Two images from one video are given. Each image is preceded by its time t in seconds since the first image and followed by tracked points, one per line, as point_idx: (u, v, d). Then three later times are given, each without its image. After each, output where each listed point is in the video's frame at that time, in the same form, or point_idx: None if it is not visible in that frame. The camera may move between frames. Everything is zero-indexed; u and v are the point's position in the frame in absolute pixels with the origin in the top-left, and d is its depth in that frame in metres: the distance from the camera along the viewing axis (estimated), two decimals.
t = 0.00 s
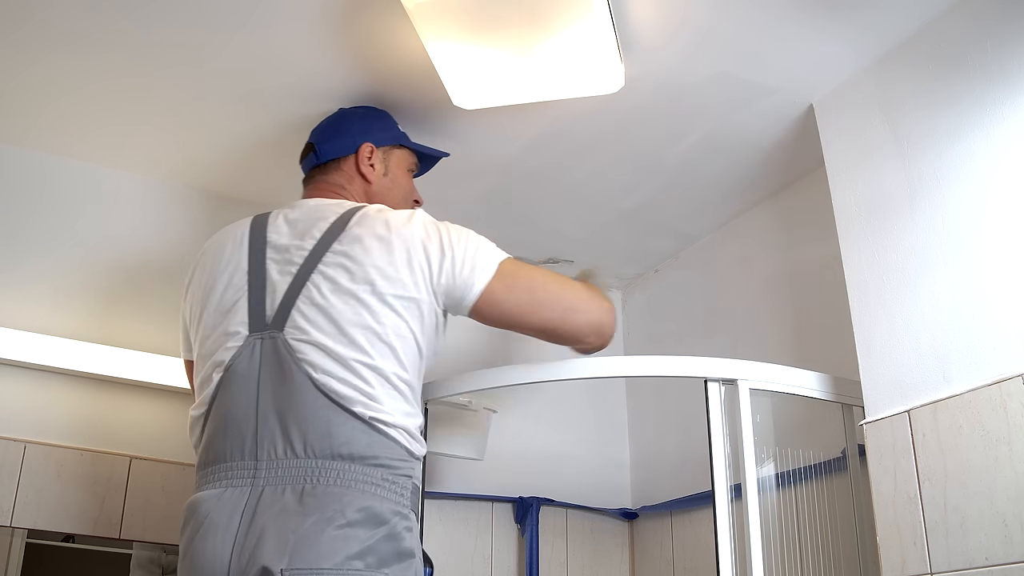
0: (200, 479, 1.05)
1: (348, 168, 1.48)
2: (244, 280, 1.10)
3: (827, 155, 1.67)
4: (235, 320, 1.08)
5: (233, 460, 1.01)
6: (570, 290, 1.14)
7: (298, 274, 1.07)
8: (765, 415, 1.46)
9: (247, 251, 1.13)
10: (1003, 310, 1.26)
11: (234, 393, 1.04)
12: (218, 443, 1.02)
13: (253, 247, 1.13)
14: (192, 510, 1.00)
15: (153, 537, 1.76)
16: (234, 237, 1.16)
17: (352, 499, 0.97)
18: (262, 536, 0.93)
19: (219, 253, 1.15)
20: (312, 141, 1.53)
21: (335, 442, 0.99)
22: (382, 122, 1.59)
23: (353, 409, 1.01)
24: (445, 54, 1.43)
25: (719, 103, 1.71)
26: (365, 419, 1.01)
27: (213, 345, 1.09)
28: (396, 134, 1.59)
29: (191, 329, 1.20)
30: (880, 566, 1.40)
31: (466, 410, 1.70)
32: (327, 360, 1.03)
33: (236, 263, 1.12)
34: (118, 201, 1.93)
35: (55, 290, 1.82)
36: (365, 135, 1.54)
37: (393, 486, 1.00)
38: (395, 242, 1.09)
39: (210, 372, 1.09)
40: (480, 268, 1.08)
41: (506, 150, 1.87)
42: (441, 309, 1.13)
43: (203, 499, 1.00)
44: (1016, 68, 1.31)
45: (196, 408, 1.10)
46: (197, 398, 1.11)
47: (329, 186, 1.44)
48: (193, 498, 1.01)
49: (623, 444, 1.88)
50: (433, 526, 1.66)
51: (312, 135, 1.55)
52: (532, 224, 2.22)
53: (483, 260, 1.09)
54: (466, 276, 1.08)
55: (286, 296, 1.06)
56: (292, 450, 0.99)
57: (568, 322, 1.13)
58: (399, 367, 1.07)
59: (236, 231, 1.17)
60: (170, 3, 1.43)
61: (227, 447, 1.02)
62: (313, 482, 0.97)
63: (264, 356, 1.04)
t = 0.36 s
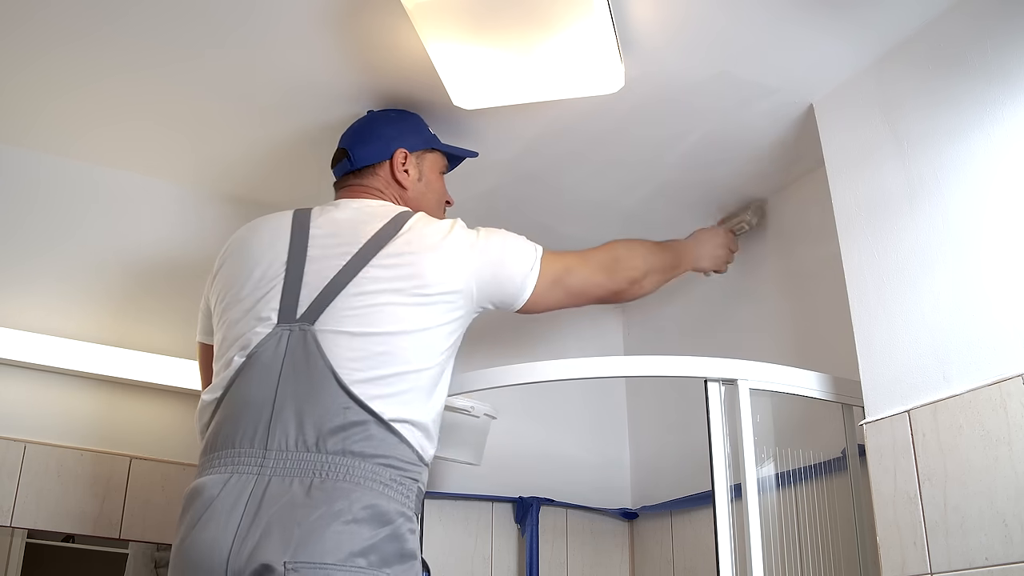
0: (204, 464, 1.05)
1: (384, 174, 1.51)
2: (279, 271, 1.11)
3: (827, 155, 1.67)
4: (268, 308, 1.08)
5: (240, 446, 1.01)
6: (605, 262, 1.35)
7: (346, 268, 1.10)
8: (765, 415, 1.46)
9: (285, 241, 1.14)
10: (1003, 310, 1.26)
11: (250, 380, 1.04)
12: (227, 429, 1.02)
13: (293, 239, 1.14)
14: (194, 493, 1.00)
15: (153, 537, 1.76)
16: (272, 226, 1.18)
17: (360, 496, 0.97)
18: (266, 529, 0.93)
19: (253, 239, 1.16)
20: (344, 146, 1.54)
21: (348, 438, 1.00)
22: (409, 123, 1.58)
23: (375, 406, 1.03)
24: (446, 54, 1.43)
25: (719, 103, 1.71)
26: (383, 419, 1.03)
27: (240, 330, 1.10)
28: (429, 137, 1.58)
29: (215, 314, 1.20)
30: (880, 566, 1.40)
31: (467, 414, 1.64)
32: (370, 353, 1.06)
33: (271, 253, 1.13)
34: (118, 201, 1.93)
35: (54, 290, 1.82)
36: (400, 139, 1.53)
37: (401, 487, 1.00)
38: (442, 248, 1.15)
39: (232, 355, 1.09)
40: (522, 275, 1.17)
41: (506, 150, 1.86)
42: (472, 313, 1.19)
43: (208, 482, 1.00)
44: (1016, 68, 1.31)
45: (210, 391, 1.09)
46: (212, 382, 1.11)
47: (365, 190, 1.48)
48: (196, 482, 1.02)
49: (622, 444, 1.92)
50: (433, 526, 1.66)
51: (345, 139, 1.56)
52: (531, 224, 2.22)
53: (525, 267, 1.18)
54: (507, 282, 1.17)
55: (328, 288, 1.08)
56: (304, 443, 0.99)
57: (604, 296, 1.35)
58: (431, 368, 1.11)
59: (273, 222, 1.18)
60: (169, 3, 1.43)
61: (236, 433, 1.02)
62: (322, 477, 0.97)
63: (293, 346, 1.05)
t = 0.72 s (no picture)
0: (213, 477, 1.05)
1: (357, 170, 1.49)
2: (262, 278, 1.11)
3: (827, 155, 1.67)
4: (257, 317, 1.08)
5: (249, 457, 1.01)
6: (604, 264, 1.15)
7: (320, 271, 1.08)
8: (765, 415, 1.46)
9: (265, 249, 1.14)
10: (1003, 310, 1.26)
11: (251, 390, 1.04)
12: (234, 442, 1.03)
13: (273, 245, 1.14)
14: (206, 508, 1.01)
15: (153, 537, 1.76)
16: (251, 235, 1.18)
17: (369, 498, 0.97)
18: (279, 536, 0.93)
19: (234, 251, 1.16)
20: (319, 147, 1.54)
21: (354, 441, 1.00)
22: (385, 126, 1.61)
23: (373, 408, 1.02)
24: (446, 54, 1.43)
25: (719, 103, 1.71)
26: (387, 419, 1.02)
27: (231, 343, 1.10)
28: (400, 136, 1.61)
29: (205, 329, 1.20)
30: (879, 566, 1.40)
31: (466, 410, 1.62)
32: (350, 356, 1.04)
33: (253, 264, 1.13)
34: (118, 201, 1.92)
35: (54, 290, 1.81)
36: (373, 136, 1.56)
37: (411, 486, 1.00)
38: (416, 239, 1.10)
39: (225, 370, 1.09)
40: (504, 261, 1.09)
41: (506, 150, 1.86)
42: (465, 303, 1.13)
43: (219, 495, 1.00)
44: (1016, 68, 1.31)
45: (210, 404, 1.10)
46: (211, 395, 1.11)
47: (340, 186, 1.45)
48: (207, 496, 1.02)
49: (622, 443, 1.90)
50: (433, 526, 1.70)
51: (318, 142, 1.57)
52: (531, 224, 2.22)
53: (507, 253, 1.10)
54: (487, 272, 1.09)
55: (308, 293, 1.08)
56: (310, 449, 0.99)
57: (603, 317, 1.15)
58: (421, 365, 1.07)
59: (251, 230, 1.18)
60: (169, 3, 1.43)
61: (242, 445, 1.02)
62: (331, 481, 0.97)
63: (284, 353, 1.05)
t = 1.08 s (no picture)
0: (208, 481, 1.06)
1: (349, 165, 1.51)
2: (248, 283, 1.12)
3: (827, 155, 1.67)
4: (243, 322, 1.09)
5: (240, 462, 1.02)
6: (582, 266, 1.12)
7: (299, 275, 1.09)
8: (765, 415, 1.46)
9: (251, 254, 1.15)
10: (1003, 310, 1.26)
11: (241, 395, 1.05)
12: (225, 446, 1.03)
13: (258, 250, 1.15)
14: (198, 513, 1.01)
15: (153, 536, 1.76)
16: (238, 240, 1.19)
17: (357, 500, 0.97)
18: (267, 539, 0.93)
19: (225, 257, 1.18)
20: (310, 144, 1.55)
21: (341, 443, 0.99)
22: (375, 122, 1.62)
23: (360, 410, 1.01)
24: (446, 54, 1.43)
25: (719, 103, 1.71)
26: (372, 421, 1.01)
27: (220, 348, 1.11)
28: (390, 131, 1.62)
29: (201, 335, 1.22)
30: (880, 566, 1.40)
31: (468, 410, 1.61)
32: (329, 359, 1.04)
33: (240, 269, 1.14)
34: (118, 201, 1.93)
35: (54, 290, 1.82)
36: (363, 132, 1.57)
37: (400, 487, 1.00)
38: (391, 238, 1.09)
39: (215, 376, 1.10)
40: (475, 255, 1.07)
41: (506, 150, 1.86)
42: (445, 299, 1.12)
43: (211, 500, 1.01)
44: (1016, 68, 1.31)
45: (205, 409, 1.11)
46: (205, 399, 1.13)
47: (331, 183, 1.47)
48: (199, 501, 1.03)
49: (623, 443, 1.91)
50: (432, 525, 1.71)
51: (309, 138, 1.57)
52: (531, 224, 2.22)
53: (479, 248, 1.07)
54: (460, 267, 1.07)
55: (289, 297, 1.08)
56: (298, 452, 1.00)
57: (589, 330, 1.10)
58: (404, 365, 1.06)
59: (240, 235, 1.19)
60: (169, 4, 1.43)
61: (233, 449, 1.03)
62: (318, 484, 0.97)
63: (269, 357, 1.06)
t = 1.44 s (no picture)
0: (206, 474, 1.05)
1: (361, 171, 1.51)
2: (264, 276, 1.11)
3: (827, 155, 1.67)
4: (257, 315, 1.08)
5: (244, 456, 1.01)
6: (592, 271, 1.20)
7: (323, 274, 1.08)
8: (765, 415, 1.46)
9: (269, 248, 1.14)
10: (1003, 309, 1.26)
11: (248, 388, 1.04)
12: (228, 438, 1.03)
13: (276, 245, 1.14)
14: (198, 504, 1.01)
15: (153, 536, 1.76)
16: (254, 237, 1.17)
17: (363, 500, 0.98)
18: (273, 536, 0.93)
19: (240, 248, 1.17)
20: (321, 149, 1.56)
21: (350, 442, 1.00)
22: (384, 126, 1.63)
23: (372, 412, 1.02)
24: (446, 54, 1.43)
25: (719, 103, 1.71)
26: (382, 422, 1.02)
27: (231, 339, 1.10)
28: (400, 138, 1.63)
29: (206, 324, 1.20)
30: (879, 566, 1.39)
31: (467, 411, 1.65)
32: (350, 360, 1.04)
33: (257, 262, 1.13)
34: (117, 201, 1.93)
35: (53, 290, 1.82)
36: (374, 137, 1.57)
37: (405, 488, 1.01)
38: (422, 245, 1.10)
39: (225, 367, 1.09)
40: (508, 273, 1.11)
41: (506, 150, 1.86)
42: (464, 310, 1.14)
43: (211, 492, 1.00)
44: (1016, 68, 1.31)
45: (207, 401, 1.09)
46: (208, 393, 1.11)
47: (344, 187, 1.46)
48: (198, 492, 1.02)
49: (622, 445, 1.88)
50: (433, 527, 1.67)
51: (321, 143, 1.58)
52: (531, 224, 2.22)
53: (511, 266, 1.11)
54: (489, 282, 1.11)
55: (310, 294, 1.07)
56: (305, 449, 1.00)
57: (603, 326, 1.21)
58: (421, 372, 1.08)
59: (257, 229, 1.19)
60: (169, 4, 1.43)
61: (238, 443, 1.02)
62: (325, 482, 0.98)
63: (283, 352, 1.05)
